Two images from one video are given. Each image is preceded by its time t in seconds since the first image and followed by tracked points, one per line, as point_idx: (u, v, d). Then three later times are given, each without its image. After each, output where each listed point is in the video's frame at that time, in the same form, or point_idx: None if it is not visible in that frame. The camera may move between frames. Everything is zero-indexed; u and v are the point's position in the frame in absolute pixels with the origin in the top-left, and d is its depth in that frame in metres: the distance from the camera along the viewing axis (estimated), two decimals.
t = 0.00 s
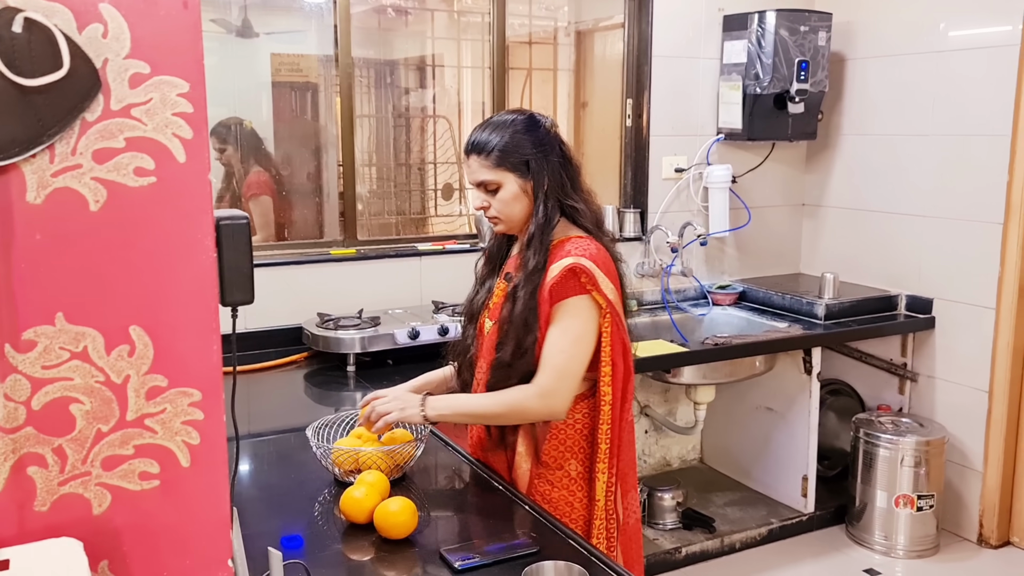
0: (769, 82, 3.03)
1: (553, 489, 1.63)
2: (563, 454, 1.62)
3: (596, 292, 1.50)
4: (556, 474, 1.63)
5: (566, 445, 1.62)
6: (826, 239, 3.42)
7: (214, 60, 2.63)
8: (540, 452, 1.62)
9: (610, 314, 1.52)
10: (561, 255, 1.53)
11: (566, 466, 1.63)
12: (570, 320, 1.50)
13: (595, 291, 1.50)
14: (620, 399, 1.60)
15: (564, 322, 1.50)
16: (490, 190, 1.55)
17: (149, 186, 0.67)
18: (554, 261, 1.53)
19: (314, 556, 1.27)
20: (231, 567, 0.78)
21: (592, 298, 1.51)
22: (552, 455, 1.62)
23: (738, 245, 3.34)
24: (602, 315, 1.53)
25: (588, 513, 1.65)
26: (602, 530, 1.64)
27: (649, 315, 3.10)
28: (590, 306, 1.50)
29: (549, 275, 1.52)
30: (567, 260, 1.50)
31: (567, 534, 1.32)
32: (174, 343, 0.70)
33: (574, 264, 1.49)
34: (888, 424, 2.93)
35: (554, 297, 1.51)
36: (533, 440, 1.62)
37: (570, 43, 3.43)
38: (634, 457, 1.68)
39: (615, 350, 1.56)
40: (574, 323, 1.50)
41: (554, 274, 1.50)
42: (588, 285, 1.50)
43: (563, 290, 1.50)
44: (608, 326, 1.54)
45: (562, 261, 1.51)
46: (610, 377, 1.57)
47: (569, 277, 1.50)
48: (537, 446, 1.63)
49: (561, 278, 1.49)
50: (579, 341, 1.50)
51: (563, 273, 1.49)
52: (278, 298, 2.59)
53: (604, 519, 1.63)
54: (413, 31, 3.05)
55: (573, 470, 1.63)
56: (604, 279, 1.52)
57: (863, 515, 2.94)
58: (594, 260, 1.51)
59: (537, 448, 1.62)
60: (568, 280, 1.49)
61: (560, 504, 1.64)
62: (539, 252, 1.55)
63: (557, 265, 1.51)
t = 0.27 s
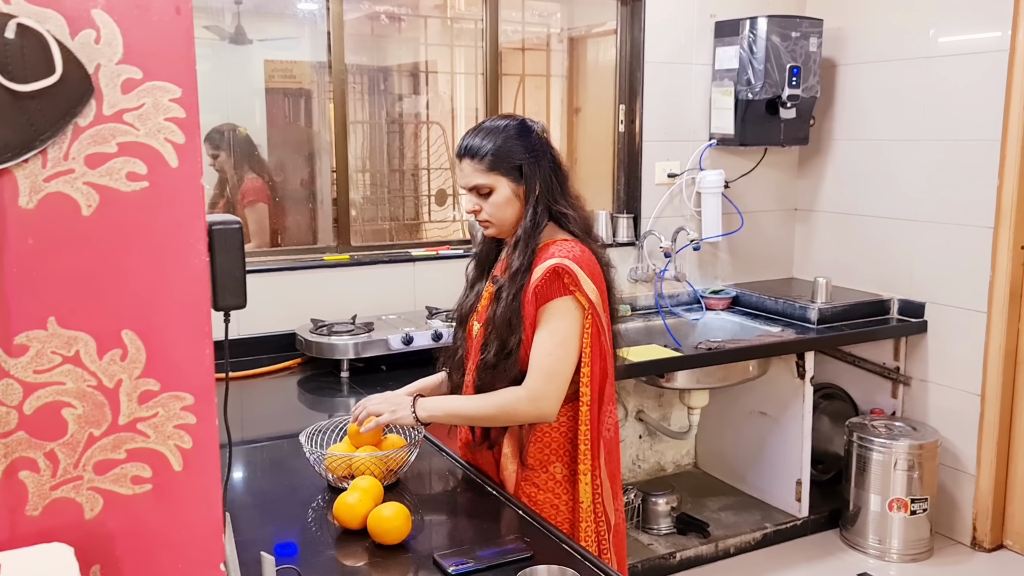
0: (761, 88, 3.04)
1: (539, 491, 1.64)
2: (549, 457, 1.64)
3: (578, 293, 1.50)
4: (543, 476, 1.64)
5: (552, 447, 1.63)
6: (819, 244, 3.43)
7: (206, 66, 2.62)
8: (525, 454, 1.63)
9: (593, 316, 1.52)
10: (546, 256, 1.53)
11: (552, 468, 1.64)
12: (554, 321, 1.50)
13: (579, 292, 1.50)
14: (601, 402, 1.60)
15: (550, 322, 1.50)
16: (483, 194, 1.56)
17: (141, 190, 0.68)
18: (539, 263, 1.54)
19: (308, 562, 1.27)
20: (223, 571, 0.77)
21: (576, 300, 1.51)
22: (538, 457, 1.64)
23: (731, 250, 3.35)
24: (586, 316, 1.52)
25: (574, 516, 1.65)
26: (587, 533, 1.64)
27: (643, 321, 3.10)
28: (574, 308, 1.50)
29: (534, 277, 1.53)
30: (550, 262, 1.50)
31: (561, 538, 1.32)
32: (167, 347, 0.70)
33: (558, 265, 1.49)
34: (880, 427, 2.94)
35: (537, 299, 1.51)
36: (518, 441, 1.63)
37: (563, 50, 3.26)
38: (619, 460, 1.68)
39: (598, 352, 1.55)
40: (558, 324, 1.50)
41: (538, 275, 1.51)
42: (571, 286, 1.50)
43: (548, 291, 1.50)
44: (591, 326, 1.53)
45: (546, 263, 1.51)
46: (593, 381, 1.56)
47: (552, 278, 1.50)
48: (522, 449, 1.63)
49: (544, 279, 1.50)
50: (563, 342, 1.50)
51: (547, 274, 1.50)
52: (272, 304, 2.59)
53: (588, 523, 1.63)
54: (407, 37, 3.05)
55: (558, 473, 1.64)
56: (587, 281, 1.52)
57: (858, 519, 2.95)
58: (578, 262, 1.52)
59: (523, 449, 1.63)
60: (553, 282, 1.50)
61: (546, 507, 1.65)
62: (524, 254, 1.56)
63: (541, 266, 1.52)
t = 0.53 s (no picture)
0: (751, 87, 3.04)
1: (534, 488, 1.64)
2: (545, 454, 1.63)
3: (579, 287, 1.51)
4: (538, 473, 1.63)
5: (548, 444, 1.62)
6: (809, 243, 3.44)
7: (196, 65, 2.61)
8: (522, 450, 1.62)
9: (594, 310, 1.53)
10: (543, 252, 1.53)
11: (547, 465, 1.63)
12: (556, 315, 1.50)
13: (578, 286, 1.51)
14: (600, 396, 1.61)
15: (552, 317, 1.50)
16: (486, 190, 1.54)
17: (122, 186, 0.66)
18: (537, 258, 1.53)
19: (297, 561, 1.26)
20: (207, 568, 0.76)
21: (577, 294, 1.51)
22: (533, 454, 1.63)
23: (721, 249, 3.36)
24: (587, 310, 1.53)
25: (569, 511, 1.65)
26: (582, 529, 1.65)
27: (633, 319, 3.11)
28: (575, 302, 1.51)
29: (532, 272, 1.52)
30: (549, 257, 1.50)
31: (550, 535, 1.32)
32: (150, 343, 0.69)
33: (558, 260, 1.49)
34: (870, 425, 2.95)
35: (538, 294, 1.50)
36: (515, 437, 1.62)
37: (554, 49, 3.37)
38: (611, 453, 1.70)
39: (598, 344, 1.57)
40: (562, 318, 1.50)
41: (538, 270, 1.50)
42: (572, 280, 1.50)
43: (549, 286, 1.50)
44: (592, 321, 1.54)
45: (545, 258, 1.51)
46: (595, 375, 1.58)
47: (553, 273, 1.50)
48: (520, 445, 1.63)
49: (544, 274, 1.49)
50: (566, 336, 1.50)
51: (547, 269, 1.49)
52: (262, 303, 2.58)
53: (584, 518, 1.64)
54: (397, 36, 3.04)
55: (554, 469, 1.63)
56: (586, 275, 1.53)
57: (847, 516, 2.96)
58: (576, 256, 1.52)
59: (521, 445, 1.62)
60: (553, 277, 1.49)
61: (542, 503, 1.64)
62: (522, 249, 1.55)
63: (540, 262, 1.51)
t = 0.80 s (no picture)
0: (734, 83, 3.05)
1: (526, 484, 1.64)
2: (536, 450, 1.63)
3: (571, 284, 1.50)
4: (530, 469, 1.63)
5: (539, 440, 1.62)
6: (793, 238, 3.46)
7: (178, 64, 2.60)
8: (513, 446, 1.62)
9: (586, 305, 1.54)
10: (534, 249, 1.53)
11: (539, 461, 1.63)
12: (549, 312, 1.50)
13: (570, 283, 1.50)
14: (595, 391, 1.61)
15: (545, 313, 1.50)
16: (478, 188, 1.52)
17: (91, 184, 0.65)
18: (528, 255, 1.53)
19: (283, 562, 1.26)
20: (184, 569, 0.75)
21: (569, 291, 1.51)
22: (524, 450, 1.62)
23: (707, 245, 3.37)
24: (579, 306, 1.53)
25: (561, 507, 1.65)
26: (575, 524, 1.65)
27: (619, 316, 3.11)
28: (568, 299, 1.51)
29: (524, 269, 1.51)
30: (541, 254, 1.50)
31: (535, 532, 1.32)
32: (122, 343, 0.68)
33: (550, 256, 1.49)
34: (855, 419, 2.96)
35: (531, 291, 1.50)
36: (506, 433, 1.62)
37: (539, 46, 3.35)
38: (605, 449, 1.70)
39: (592, 341, 1.57)
40: (556, 315, 1.50)
41: (530, 268, 1.50)
42: (564, 277, 1.50)
43: (542, 283, 1.49)
44: (585, 317, 1.55)
45: (537, 255, 1.51)
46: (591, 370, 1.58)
47: (545, 269, 1.49)
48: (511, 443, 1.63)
49: (537, 271, 1.49)
50: (561, 333, 1.50)
51: (540, 266, 1.49)
52: (246, 303, 2.57)
53: (576, 513, 1.64)
54: (382, 34, 3.04)
55: (546, 466, 1.63)
56: (578, 271, 1.53)
57: (833, 510, 2.97)
58: (567, 253, 1.52)
59: (512, 442, 1.62)
60: (545, 274, 1.49)
61: (534, 499, 1.64)
62: (513, 245, 1.55)
63: (532, 259, 1.51)
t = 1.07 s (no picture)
0: (724, 85, 3.06)
1: (521, 486, 1.63)
2: (529, 452, 1.62)
3: (566, 286, 1.50)
4: (524, 471, 1.63)
5: (533, 442, 1.61)
6: (783, 238, 3.47)
7: (167, 65, 2.58)
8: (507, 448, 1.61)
9: (584, 307, 1.52)
10: (529, 251, 1.52)
11: (533, 463, 1.62)
12: (548, 314, 1.49)
13: (567, 285, 1.50)
14: (591, 392, 1.59)
15: (544, 316, 1.49)
16: (469, 189, 1.52)
17: (74, 186, 0.64)
18: (523, 257, 1.52)
19: (271, 565, 1.25)
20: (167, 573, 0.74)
21: (565, 293, 1.50)
22: (518, 452, 1.62)
23: (697, 245, 3.38)
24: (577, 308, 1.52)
25: (558, 506, 1.66)
26: (573, 523, 1.65)
27: (610, 317, 3.12)
28: (565, 301, 1.50)
29: (520, 272, 1.50)
30: (534, 257, 1.49)
31: (525, 534, 1.32)
32: (105, 346, 0.67)
33: (545, 258, 1.48)
34: (845, 419, 2.97)
35: (528, 293, 1.49)
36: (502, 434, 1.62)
37: (528, 48, 3.37)
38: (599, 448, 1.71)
39: (593, 342, 1.56)
40: (556, 317, 1.49)
41: (524, 270, 1.49)
42: (559, 279, 1.49)
43: (539, 285, 1.48)
44: (583, 319, 1.53)
45: (530, 258, 1.50)
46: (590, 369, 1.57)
47: (541, 272, 1.49)
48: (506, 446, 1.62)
49: (532, 273, 1.48)
50: (563, 336, 1.49)
51: (535, 268, 1.48)
52: (236, 305, 2.56)
53: (574, 512, 1.65)
54: (371, 36, 3.01)
55: (540, 467, 1.63)
56: (572, 272, 1.52)
57: (823, 510, 2.98)
58: (560, 255, 1.52)
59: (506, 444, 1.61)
60: (541, 276, 1.48)
61: (529, 500, 1.64)
62: (507, 247, 1.55)
63: (525, 262, 1.50)
